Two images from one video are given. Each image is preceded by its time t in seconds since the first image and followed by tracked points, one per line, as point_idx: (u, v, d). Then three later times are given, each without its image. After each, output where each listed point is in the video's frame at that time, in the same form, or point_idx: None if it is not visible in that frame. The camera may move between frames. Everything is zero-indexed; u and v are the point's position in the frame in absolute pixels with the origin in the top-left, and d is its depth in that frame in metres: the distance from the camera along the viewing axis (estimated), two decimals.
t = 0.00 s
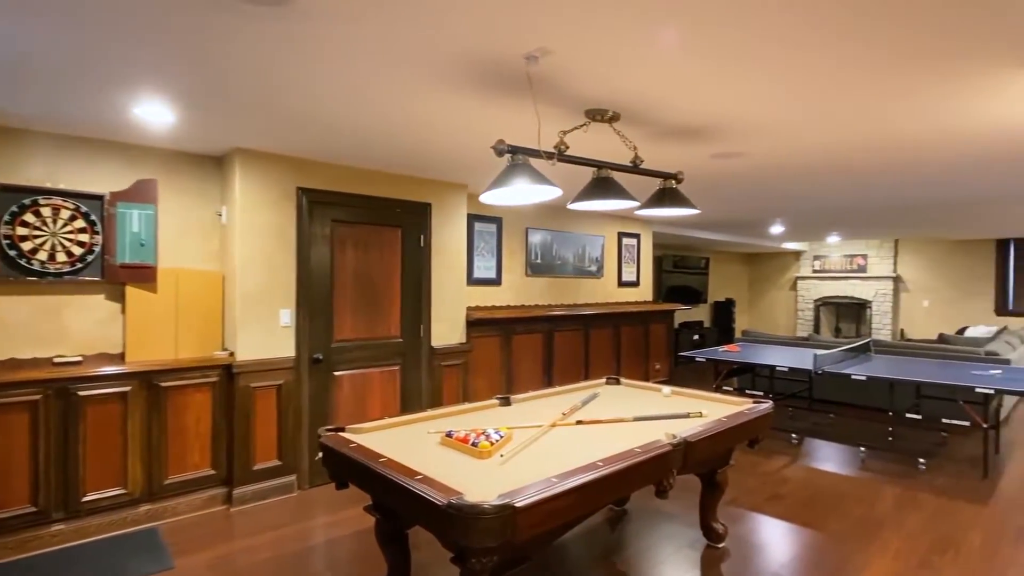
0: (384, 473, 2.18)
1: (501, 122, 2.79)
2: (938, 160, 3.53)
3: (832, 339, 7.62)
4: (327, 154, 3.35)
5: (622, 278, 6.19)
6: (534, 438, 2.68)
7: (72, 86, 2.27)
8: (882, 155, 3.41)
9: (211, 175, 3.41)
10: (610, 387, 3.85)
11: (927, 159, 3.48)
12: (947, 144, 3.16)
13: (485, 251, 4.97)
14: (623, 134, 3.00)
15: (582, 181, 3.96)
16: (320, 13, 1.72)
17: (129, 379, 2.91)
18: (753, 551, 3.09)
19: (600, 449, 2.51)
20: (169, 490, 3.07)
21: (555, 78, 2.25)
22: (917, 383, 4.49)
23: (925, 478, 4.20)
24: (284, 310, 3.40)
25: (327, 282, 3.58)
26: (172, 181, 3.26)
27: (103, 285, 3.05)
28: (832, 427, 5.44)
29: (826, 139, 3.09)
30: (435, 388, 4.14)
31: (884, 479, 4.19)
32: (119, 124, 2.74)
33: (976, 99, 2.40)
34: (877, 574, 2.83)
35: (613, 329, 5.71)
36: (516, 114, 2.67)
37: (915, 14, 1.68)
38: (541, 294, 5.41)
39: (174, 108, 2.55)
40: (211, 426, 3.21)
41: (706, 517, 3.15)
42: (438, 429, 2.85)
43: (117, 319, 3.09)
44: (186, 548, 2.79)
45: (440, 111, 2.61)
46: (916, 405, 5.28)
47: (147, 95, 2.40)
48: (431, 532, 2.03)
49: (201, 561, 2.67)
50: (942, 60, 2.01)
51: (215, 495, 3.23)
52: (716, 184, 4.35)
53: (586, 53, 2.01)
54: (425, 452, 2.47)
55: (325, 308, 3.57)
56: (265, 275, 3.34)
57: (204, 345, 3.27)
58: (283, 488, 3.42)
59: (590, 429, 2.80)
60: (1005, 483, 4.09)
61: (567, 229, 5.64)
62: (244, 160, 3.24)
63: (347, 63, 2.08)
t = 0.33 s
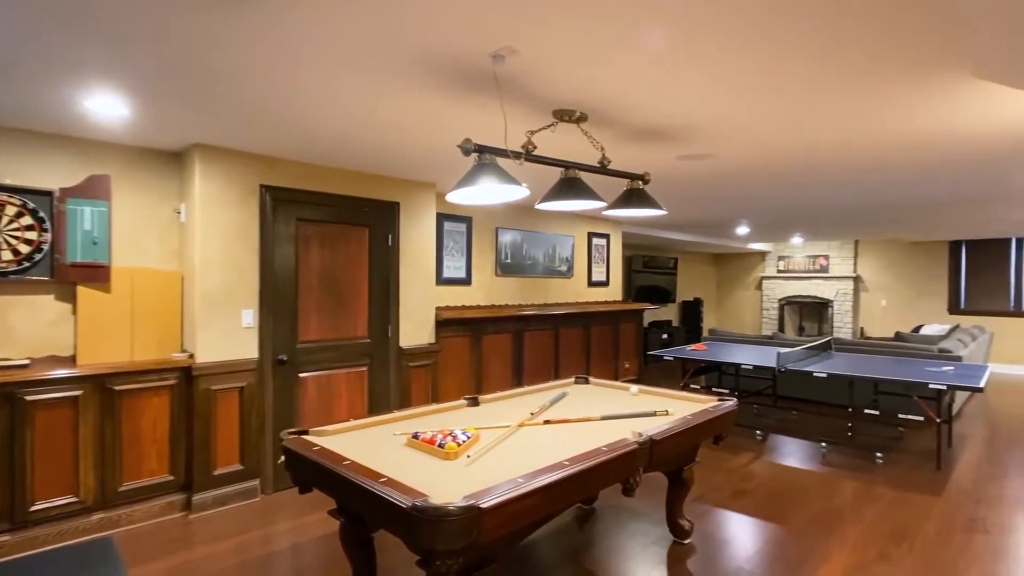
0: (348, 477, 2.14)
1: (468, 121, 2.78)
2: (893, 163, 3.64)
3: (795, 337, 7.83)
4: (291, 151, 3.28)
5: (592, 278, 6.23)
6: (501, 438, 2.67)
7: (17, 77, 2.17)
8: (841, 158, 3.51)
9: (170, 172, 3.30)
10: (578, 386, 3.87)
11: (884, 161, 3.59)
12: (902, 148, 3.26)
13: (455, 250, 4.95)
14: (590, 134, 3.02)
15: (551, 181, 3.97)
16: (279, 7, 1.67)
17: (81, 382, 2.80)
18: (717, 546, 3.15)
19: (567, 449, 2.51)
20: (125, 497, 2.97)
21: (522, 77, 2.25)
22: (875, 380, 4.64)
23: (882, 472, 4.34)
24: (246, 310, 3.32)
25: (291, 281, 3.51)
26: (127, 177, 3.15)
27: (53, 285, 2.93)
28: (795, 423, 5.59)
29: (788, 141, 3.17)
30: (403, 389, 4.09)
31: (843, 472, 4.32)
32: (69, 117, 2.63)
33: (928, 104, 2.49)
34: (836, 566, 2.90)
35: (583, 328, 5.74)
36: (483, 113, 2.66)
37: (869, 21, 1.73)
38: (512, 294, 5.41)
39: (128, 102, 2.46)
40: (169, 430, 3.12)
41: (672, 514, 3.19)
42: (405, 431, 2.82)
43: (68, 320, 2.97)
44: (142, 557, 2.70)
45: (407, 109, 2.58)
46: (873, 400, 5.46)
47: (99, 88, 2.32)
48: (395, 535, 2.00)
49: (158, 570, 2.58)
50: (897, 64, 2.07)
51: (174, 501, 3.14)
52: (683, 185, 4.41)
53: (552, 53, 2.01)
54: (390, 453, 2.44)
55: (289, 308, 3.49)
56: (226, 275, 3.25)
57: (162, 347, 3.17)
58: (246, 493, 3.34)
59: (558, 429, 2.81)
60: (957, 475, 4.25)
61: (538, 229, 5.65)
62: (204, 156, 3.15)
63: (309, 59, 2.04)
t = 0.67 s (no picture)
0: (314, 479, 2.10)
1: (439, 119, 2.76)
2: (855, 166, 3.75)
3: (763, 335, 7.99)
4: (257, 148, 3.21)
5: (564, 278, 6.26)
6: (472, 438, 2.66)
7: None
8: (806, 160, 3.59)
9: (129, 168, 3.20)
10: (550, 385, 3.88)
11: (847, 164, 3.69)
12: (863, 151, 3.35)
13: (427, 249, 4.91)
14: (561, 134, 3.02)
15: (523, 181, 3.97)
16: None
17: (34, 385, 2.69)
18: (686, 542, 3.19)
19: (538, 448, 2.51)
20: (81, 504, 2.87)
21: (491, 76, 2.24)
22: (839, 377, 4.77)
23: (845, 466, 4.47)
24: (211, 310, 3.24)
25: (258, 281, 3.43)
26: (84, 173, 3.04)
27: (3, 285, 2.82)
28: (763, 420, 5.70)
29: (754, 143, 3.22)
30: (374, 390, 4.05)
31: (808, 468, 4.43)
32: (20, 109, 2.53)
33: (887, 109, 2.56)
34: (800, 559, 2.97)
35: (556, 328, 5.76)
36: (453, 111, 2.64)
37: (828, 27, 1.77)
38: (485, 294, 5.40)
39: (83, 94, 2.38)
40: (128, 434, 3.02)
41: (642, 511, 3.22)
42: (374, 432, 2.78)
43: (20, 321, 2.87)
44: (99, 566, 2.61)
45: (375, 106, 2.55)
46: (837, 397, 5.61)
47: (52, 80, 2.23)
48: (362, 538, 1.97)
49: None
50: (857, 70, 2.12)
51: (134, 507, 3.04)
52: (654, 186, 4.47)
53: (520, 52, 2.01)
54: (358, 455, 2.40)
55: (256, 308, 3.42)
56: (189, 274, 3.16)
57: (121, 349, 3.08)
58: (210, 498, 3.26)
59: (529, 429, 2.81)
60: (915, 468, 4.40)
61: (510, 229, 5.65)
62: (166, 152, 3.06)
63: (273, 53, 2.00)
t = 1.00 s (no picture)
0: (282, 482, 2.06)
1: (411, 117, 2.74)
2: (822, 168, 3.83)
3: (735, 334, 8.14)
4: (225, 144, 3.14)
5: (540, 277, 6.28)
6: (444, 439, 2.65)
7: None
8: (774, 162, 3.67)
9: (89, 164, 3.11)
10: (524, 384, 3.89)
11: (814, 166, 3.77)
12: (829, 153, 3.43)
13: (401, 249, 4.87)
14: (534, 134, 3.03)
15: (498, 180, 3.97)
16: None
17: None
18: (658, 539, 3.22)
19: (511, 448, 2.51)
20: (39, 512, 2.77)
21: (462, 74, 2.23)
22: (807, 374, 4.88)
23: (812, 462, 4.57)
24: (176, 311, 3.16)
25: (226, 280, 3.36)
26: (42, 169, 2.94)
27: None
28: (734, 417, 5.80)
29: (724, 145, 3.28)
30: (346, 391, 4.00)
31: (776, 463, 4.52)
32: None
33: (850, 113, 2.63)
34: (768, 553, 3.03)
35: (531, 328, 5.77)
36: (425, 109, 2.62)
37: (792, 32, 1.81)
38: (459, 293, 5.38)
39: (39, 88, 2.30)
40: (88, 439, 2.93)
41: (615, 509, 3.25)
42: (344, 433, 2.75)
43: None
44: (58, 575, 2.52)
45: (345, 102, 2.52)
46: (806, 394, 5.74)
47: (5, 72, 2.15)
48: (331, 540, 1.94)
49: None
50: (820, 74, 2.17)
51: (95, 514, 2.95)
52: (627, 187, 4.51)
53: (490, 50, 2.01)
54: (328, 457, 2.37)
55: (224, 308, 3.34)
56: (154, 274, 3.08)
57: (80, 351, 2.98)
58: (176, 503, 3.18)
59: (501, 429, 2.81)
60: (879, 463, 4.52)
61: (485, 228, 5.64)
62: (129, 148, 2.97)
63: (238, 47, 1.95)
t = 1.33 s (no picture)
0: (251, 487, 2.02)
1: (385, 116, 2.71)
2: (792, 171, 3.91)
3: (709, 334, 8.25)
4: (194, 141, 3.07)
5: (517, 278, 6.28)
6: (418, 440, 2.63)
7: None
8: (746, 163, 3.72)
9: (51, 160, 3.00)
10: (500, 385, 3.88)
11: (784, 168, 3.84)
12: (799, 156, 3.50)
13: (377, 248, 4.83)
14: (510, 135, 3.02)
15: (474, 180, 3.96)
16: None
17: None
18: (633, 537, 3.25)
19: (485, 449, 2.50)
20: None
21: (436, 73, 2.21)
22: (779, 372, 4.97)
23: (784, 458, 4.66)
24: (142, 311, 3.08)
25: (195, 280, 3.28)
26: None
27: None
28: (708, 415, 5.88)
29: (697, 146, 3.32)
30: (320, 393, 3.95)
31: (749, 460, 4.60)
32: None
33: (819, 116, 2.68)
34: (740, 549, 3.08)
35: (508, 328, 5.77)
36: (400, 108, 2.60)
37: (762, 35, 1.83)
38: (436, 293, 5.35)
39: None
40: (49, 444, 2.83)
41: (591, 508, 3.26)
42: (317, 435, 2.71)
43: None
44: None
45: (318, 99, 2.48)
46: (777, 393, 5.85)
47: None
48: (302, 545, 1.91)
49: None
50: (790, 78, 2.21)
51: (57, 522, 2.85)
52: (602, 187, 4.54)
53: (464, 49, 1.99)
54: (299, 460, 2.33)
55: (193, 309, 3.27)
56: (119, 274, 3.00)
57: (40, 353, 2.89)
58: (143, 509, 3.10)
59: (476, 429, 2.80)
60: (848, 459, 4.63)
61: (462, 228, 5.62)
62: (92, 144, 2.88)
63: (206, 42, 1.91)
